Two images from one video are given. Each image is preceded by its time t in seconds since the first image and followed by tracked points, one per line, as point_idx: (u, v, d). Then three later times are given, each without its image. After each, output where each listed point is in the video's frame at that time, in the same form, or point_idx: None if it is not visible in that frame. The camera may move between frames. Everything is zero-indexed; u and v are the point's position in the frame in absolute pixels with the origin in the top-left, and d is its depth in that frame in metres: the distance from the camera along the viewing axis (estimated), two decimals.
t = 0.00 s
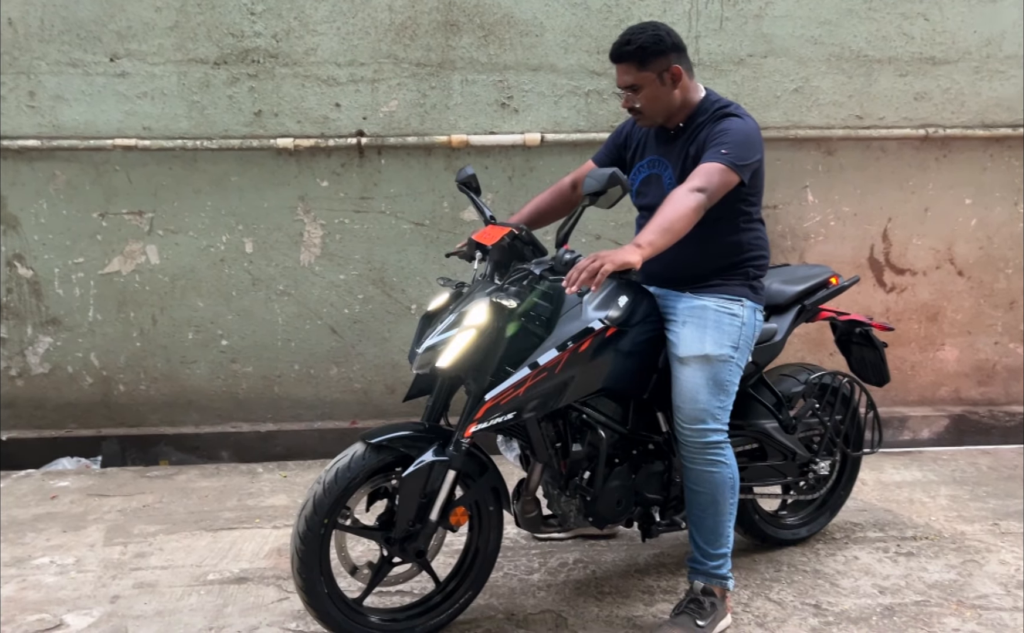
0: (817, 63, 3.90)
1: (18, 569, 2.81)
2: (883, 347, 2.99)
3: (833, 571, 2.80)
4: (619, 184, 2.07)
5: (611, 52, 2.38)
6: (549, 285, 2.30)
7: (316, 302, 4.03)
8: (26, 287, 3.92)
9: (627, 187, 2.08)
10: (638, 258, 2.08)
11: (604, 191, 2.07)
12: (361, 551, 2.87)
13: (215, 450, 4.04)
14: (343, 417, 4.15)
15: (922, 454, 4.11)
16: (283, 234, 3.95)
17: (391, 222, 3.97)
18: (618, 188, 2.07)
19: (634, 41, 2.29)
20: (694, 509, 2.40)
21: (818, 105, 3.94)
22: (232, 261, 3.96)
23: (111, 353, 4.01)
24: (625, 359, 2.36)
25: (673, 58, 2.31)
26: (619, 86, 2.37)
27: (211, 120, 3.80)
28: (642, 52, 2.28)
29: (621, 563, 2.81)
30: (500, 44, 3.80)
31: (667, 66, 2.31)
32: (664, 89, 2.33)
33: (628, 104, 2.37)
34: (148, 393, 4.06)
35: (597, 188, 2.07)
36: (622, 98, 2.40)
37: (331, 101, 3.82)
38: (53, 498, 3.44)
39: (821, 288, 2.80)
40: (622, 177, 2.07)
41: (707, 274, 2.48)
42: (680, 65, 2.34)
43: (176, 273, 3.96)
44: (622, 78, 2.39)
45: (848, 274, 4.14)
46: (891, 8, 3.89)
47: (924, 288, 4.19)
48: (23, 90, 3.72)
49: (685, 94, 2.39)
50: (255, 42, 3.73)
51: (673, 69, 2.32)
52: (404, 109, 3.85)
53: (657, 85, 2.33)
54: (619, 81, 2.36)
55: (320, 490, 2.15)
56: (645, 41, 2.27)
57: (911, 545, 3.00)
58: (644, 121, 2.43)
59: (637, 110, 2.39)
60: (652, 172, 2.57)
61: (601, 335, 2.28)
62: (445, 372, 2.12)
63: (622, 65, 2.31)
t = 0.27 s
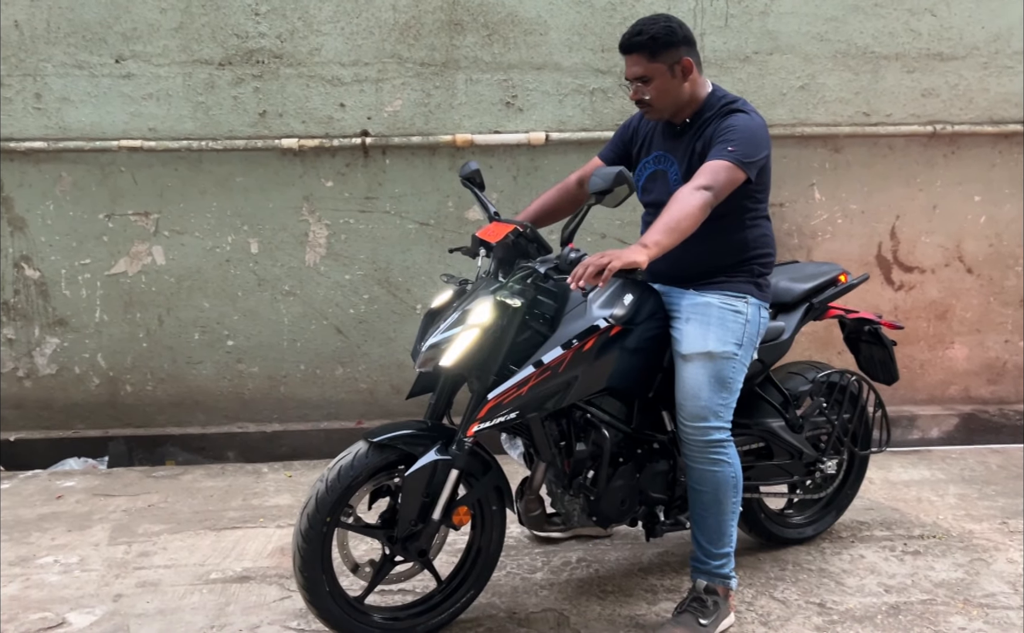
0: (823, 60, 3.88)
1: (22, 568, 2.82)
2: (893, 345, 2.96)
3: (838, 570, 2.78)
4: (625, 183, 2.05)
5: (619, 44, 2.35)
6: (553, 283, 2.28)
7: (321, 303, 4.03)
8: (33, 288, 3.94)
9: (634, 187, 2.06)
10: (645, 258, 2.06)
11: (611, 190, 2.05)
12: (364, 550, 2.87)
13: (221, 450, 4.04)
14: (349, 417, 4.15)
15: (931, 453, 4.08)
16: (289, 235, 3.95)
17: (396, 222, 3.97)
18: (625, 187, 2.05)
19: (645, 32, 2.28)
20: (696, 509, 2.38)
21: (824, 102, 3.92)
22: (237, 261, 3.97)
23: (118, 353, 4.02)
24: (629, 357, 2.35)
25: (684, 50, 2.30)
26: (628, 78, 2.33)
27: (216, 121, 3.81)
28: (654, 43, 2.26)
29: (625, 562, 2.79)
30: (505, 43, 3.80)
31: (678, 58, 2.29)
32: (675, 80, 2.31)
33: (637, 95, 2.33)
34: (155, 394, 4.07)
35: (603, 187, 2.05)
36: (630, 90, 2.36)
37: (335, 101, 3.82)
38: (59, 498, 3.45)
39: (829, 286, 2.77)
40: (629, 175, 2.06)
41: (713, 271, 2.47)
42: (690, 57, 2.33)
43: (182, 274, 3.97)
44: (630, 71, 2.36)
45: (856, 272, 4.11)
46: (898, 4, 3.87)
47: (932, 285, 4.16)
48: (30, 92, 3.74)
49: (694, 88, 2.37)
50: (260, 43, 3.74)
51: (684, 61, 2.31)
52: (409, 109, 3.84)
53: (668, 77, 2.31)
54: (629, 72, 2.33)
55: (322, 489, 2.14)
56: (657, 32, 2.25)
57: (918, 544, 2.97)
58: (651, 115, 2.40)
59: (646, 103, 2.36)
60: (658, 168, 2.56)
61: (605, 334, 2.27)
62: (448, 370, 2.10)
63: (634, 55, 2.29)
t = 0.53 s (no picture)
0: (827, 55, 3.85)
1: (21, 566, 2.81)
2: (896, 340, 2.91)
3: (841, 567, 2.75)
4: (621, 174, 2.04)
5: (613, 35, 2.32)
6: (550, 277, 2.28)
7: (323, 300, 4.02)
8: (36, 287, 3.94)
9: (630, 178, 2.05)
10: (641, 251, 2.04)
11: (606, 181, 2.03)
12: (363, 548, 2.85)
13: (223, 449, 4.04)
14: (351, 415, 4.14)
15: (938, 451, 4.04)
16: (290, 232, 3.95)
17: (397, 220, 3.96)
18: (620, 178, 2.04)
19: (640, 22, 2.25)
20: (696, 504, 2.36)
21: (828, 96, 3.88)
22: (239, 260, 3.96)
23: (120, 352, 4.02)
24: (627, 351, 2.32)
25: (679, 40, 2.28)
26: (624, 69, 2.30)
27: (217, 119, 3.80)
28: (650, 33, 2.23)
29: (626, 559, 2.77)
30: (506, 39, 3.78)
31: (674, 48, 2.27)
32: (671, 71, 2.30)
33: (632, 86, 2.30)
34: (157, 393, 4.07)
35: (598, 179, 2.03)
36: (625, 82, 2.33)
37: (337, 99, 3.81)
38: (60, 496, 3.45)
39: (831, 279, 2.73)
40: (624, 166, 2.05)
41: (709, 265, 2.44)
42: (684, 48, 2.31)
43: (184, 273, 3.96)
44: (623, 62, 2.33)
45: (861, 268, 4.07)
46: None
47: (939, 281, 4.12)
48: (31, 91, 3.75)
49: (688, 79, 2.36)
50: (261, 40, 3.73)
51: (679, 52, 2.29)
52: (410, 106, 3.83)
53: (663, 68, 2.29)
54: (624, 63, 2.29)
55: (318, 484, 2.14)
56: (652, 21, 2.23)
57: (922, 541, 2.94)
58: (646, 107, 2.37)
59: (641, 94, 2.33)
60: (653, 161, 2.53)
61: (601, 328, 2.25)
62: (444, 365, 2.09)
63: (629, 45, 2.26)
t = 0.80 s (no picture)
0: (832, 50, 3.80)
1: (16, 566, 2.80)
2: (898, 337, 2.86)
3: (843, 568, 2.70)
4: (610, 166, 2.02)
5: (605, 30, 2.29)
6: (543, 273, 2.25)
7: (324, 300, 4.00)
8: (37, 287, 3.94)
9: (619, 169, 2.03)
10: (633, 244, 2.01)
11: (597, 173, 2.01)
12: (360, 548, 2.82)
13: (225, 449, 4.02)
14: (353, 415, 4.12)
15: (945, 450, 3.98)
16: (291, 232, 3.93)
17: (399, 218, 3.93)
18: (610, 170, 2.02)
19: (633, 16, 2.22)
20: (693, 503, 2.32)
21: (833, 92, 3.84)
22: (240, 259, 3.95)
23: (122, 352, 4.01)
24: (622, 348, 2.29)
25: (671, 33, 2.25)
26: (616, 64, 2.27)
27: (218, 118, 3.79)
28: (642, 26, 2.20)
29: (625, 560, 2.73)
30: (507, 36, 3.75)
31: (666, 42, 2.24)
32: (664, 65, 2.26)
33: (625, 80, 2.27)
34: (159, 392, 4.05)
35: (589, 170, 2.01)
36: (618, 77, 2.29)
37: (337, 97, 3.79)
38: (58, 496, 3.44)
39: (831, 274, 2.68)
40: (615, 158, 2.02)
41: (706, 261, 2.41)
42: (677, 41, 2.28)
43: (185, 272, 3.95)
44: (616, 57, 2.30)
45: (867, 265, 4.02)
46: None
47: (947, 279, 4.06)
48: (32, 91, 3.74)
49: (681, 72, 2.32)
50: (261, 39, 3.72)
51: (672, 45, 2.26)
52: (411, 104, 3.81)
53: (656, 61, 2.26)
54: (616, 58, 2.26)
55: (308, 482, 2.10)
56: (644, 15, 2.20)
57: (927, 542, 2.89)
58: (639, 101, 2.34)
59: (635, 89, 2.29)
60: (648, 157, 2.49)
61: (595, 324, 2.21)
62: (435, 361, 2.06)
63: (622, 39, 2.23)
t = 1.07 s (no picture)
0: (836, 45, 3.75)
1: (8, 568, 2.78)
2: (899, 336, 2.81)
3: (842, 572, 2.65)
4: (596, 160, 1.99)
5: (596, 23, 2.24)
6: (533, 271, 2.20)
7: (323, 300, 3.97)
8: (36, 287, 3.93)
9: (604, 165, 2.00)
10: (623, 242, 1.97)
11: (582, 168, 1.98)
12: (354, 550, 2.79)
13: (224, 450, 4.00)
14: (352, 416, 4.09)
15: (951, 451, 3.92)
16: (290, 231, 3.90)
17: (398, 217, 3.90)
18: (596, 165, 1.99)
19: (624, 9, 2.18)
20: (686, 505, 2.28)
21: (837, 88, 3.79)
22: (239, 258, 3.92)
23: (121, 352, 3.99)
24: (614, 347, 2.25)
25: (664, 26, 2.21)
26: (608, 57, 2.22)
27: (216, 117, 3.77)
28: (634, 20, 2.16)
29: (620, 563, 2.69)
30: (507, 33, 3.72)
31: (659, 35, 2.20)
32: (656, 59, 2.22)
33: (618, 75, 2.23)
34: (158, 393, 4.03)
35: (574, 166, 1.98)
36: (610, 70, 2.25)
37: (335, 95, 3.76)
38: (54, 497, 3.42)
39: (829, 273, 2.63)
40: (600, 153, 2.00)
41: (700, 260, 2.36)
42: (670, 34, 2.24)
43: (183, 272, 3.93)
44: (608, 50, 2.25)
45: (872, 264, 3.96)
46: None
47: (954, 278, 4.00)
48: (30, 90, 3.73)
49: (674, 66, 2.28)
50: (259, 37, 3.70)
51: (664, 38, 2.22)
52: (410, 102, 3.78)
53: (649, 55, 2.22)
54: (608, 51, 2.22)
55: (293, 485, 2.07)
56: (636, 8, 2.16)
57: (930, 545, 2.84)
58: (633, 96, 2.30)
59: (627, 83, 2.26)
60: (642, 153, 2.44)
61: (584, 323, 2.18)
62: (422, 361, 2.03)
63: (614, 32, 2.19)
